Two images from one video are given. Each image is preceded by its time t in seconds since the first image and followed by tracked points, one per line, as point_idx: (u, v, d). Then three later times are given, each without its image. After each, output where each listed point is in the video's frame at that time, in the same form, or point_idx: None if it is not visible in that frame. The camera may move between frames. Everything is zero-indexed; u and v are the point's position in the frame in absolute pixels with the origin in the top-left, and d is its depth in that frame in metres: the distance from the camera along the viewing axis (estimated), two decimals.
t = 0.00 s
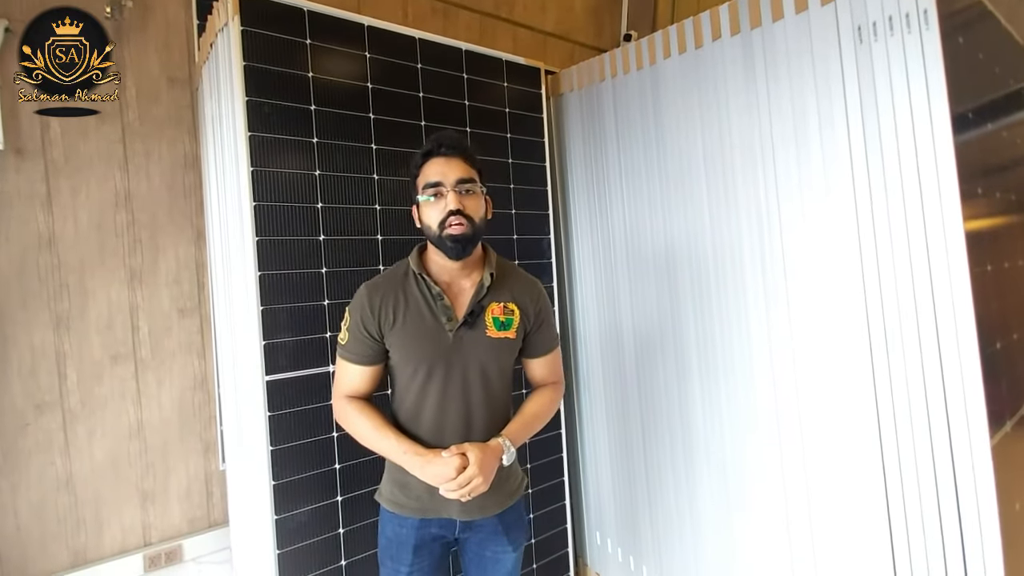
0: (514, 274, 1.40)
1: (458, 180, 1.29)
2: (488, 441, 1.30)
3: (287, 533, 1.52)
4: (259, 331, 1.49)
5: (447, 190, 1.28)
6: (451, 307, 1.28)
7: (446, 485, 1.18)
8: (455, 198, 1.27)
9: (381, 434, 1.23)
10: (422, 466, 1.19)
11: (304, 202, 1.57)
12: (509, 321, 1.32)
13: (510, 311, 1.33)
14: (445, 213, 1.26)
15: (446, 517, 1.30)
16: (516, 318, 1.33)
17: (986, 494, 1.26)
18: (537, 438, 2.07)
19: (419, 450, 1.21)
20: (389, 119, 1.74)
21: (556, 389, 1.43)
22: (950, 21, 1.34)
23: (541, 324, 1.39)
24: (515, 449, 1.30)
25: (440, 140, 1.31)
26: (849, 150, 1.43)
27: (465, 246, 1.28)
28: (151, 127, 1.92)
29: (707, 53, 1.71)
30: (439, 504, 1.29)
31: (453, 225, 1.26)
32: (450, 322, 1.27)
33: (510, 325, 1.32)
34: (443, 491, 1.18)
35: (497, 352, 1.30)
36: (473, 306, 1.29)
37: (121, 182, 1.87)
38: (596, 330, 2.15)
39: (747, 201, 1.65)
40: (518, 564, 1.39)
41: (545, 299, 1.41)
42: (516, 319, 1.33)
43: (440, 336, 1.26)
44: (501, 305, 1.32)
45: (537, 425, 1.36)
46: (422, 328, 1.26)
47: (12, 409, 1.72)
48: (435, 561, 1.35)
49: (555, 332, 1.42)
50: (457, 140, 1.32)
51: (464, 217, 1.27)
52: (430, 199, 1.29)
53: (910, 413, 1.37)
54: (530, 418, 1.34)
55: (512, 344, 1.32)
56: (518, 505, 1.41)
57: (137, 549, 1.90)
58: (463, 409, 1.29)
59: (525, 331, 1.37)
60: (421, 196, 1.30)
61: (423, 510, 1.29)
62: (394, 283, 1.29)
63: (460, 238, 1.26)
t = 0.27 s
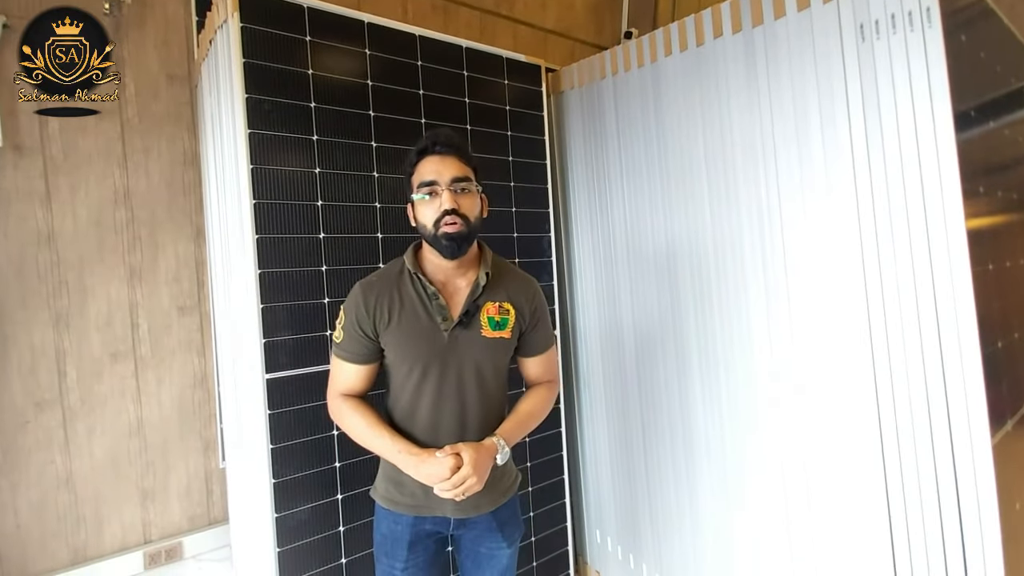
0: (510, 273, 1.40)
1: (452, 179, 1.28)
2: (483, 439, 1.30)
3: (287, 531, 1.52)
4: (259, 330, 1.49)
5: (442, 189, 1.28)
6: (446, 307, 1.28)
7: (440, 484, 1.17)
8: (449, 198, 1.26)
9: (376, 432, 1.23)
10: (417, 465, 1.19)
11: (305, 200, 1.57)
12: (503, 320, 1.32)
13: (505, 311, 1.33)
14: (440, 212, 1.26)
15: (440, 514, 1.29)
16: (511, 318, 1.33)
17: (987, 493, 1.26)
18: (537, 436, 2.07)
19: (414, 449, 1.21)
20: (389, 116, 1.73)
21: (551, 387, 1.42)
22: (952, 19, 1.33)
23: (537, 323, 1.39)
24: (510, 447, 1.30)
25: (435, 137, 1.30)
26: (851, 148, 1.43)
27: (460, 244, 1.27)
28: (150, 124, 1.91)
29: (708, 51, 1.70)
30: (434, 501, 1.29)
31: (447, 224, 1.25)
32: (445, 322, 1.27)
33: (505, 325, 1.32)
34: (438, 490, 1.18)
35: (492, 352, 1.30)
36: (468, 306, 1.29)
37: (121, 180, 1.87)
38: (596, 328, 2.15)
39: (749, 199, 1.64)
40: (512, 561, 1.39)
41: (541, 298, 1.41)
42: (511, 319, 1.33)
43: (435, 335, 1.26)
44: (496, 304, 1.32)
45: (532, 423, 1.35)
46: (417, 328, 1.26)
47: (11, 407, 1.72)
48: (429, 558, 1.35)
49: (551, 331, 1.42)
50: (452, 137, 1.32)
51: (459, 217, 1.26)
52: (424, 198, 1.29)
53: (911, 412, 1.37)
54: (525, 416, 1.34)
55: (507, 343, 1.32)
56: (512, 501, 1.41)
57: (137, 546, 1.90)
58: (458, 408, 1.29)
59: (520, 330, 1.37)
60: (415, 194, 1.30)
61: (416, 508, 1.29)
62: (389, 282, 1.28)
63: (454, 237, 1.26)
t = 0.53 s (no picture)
0: (504, 274, 1.39)
1: (446, 179, 1.27)
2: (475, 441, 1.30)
3: (287, 530, 1.52)
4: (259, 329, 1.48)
5: (435, 189, 1.27)
6: (438, 308, 1.27)
7: (432, 485, 1.17)
8: (443, 198, 1.26)
9: (368, 433, 1.23)
10: (408, 466, 1.19)
11: (305, 198, 1.56)
12: (497, 321, 1.31)
13: (499, 311, 1.32)
14: (434, 212, 1.25)
15: (432, 515, 1.29)
16: (505, 318, 1.32)
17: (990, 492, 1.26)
18: (537, 435, 2.07)
19: (405, 450, 1.21)
20: (389, 114, 1.72)
21: (545, 388, 1.42)
22: (956, 17, 1.32)
23: (531, 324, 1.38)
24: (502, 449, 1.30)
25: (429, 137, 1.29)
26: (854, 146, 1.42)
27: (453, 246, 1.26)
28: (150, 122, 1.91)
29: (710, 49, 1.70)
30: (425, 502, 1.29)
31: (440, 226, 1.25)
32: (438, 322, 1.26)
33: (499, 326, 1.31)
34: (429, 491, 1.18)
35: (485, 353, 1.29)
36: (461, 307, 1.28)
37: (120, 179, 1.86)
38: (596, 326, 2.15)
39: (751, 197, 1.64)
40: (508, 561, 1.39)
41: (536, 299, 1.40)
42: (505, 320, 1.32)
43: (428, 336, 1.25)
44: (490, 305, 1.31)
45: (524, 424, 1.35)
46: (409, 328, 1.25)
47: (11, 406, 1.71)
48: (424, 557, 1.35)
49: (545, 332, 1.41)
50: (446, 137, 1.30)
51: (452, 218, 1.25)
52: (418, 197, 1.28)
53: (914, 411, 1.36)
54: (518, 417, 1.34)
55: (500, 344, 1.32)
56: (505, 499, 1.41)
57: (138, 545, 1.90)
58: (451, 410, 1.28)
59: (514, 331, 1.36)
60: (408, 194, 1.29)
61: (408, 509, 1.29)
62: (381, 282, 1.27)
63: (447, 239, 1.25)
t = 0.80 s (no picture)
0: (501, 275, 1.39)
1: (443, 182, 1.27)
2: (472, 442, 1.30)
3: (288, 531, 1.52)
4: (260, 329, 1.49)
5: (432, 192, 1.26)
6: (435, 309, 1.27)
7: (427, 487, 1.18)
8: (440, 201, 1.25)
9: (365, 435, 1.23)
10: (404, 467, 1.20)
11: (307, 199, 1.57)
12: (494, 323, 1.31)
13: (496, 313, 1.32)
14: (430, 215, 1.25)
15: (427, 518, 1.30)
16: (501, 319, 1.33)
17: (990, 494, 1.26)
18: (537, 436, 2.07)
19: (401, 451, 1.22)
20: (390, 115, 1.72)
21: (541, 392, 1.42)
22: (957, 18, 1.33)
23: (527, 326, 1.38)
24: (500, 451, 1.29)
25: (426, 139, 1.29)
26: (855, 147, 1.42)
27: (450, 248, 1.27)
28: (151, 123, 1.91)
29: (711, 50, 1.70)
30: (420, 505, 1.29)
31: (436, 228, 1.25)
32: (435, 324, 1.26)
33: (495, 327, 1.32)
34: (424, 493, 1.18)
35: (481, 354, 1.30)
36: (457, 308, 1.28)
37: (122, 179, 1.86)
38: (597, 327, 2.15)
39: (752, 198, 1.64)
40: (506, 564, 1.39)
41: (532, 301, 1.41)
42: (501, 321, 1.33)
43: (424, 337, 1.25)
44: (487, 306, 1.31)
45: (521, 427, 1.35)
46: (405, 330, 1.25)
47: (13, 406, 1.72)
48: (421, 560, 1.35)
49: (542, 334, 1.41)
50: (442, 139, 1.30)
51: (449, 221, 1.25)
52: (414, 199, 1.28)
53: (915, 411, 1.37)
54: (514, 421, 1.34)
55: (497, 346, 1.32)
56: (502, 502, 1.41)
57: (139, 545, 1.91)
58: (447, 411, 1.29)
59: (510, 332, 1.36)
60: (405, 196, 1.29)
61: (403, 512, 1.29)
62: (378, 283, 1.28)
63: (444, 241, 1.25)
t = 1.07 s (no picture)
0: (501, 275, 1.39)
1: (442, 182, 1.27)
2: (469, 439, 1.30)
3: (291, 531, 1.52)
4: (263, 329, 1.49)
5: (431, 193, 1.26)
6: (435, 308, 1.27)
7: (455, 450, 1.17)
8: (439, 202, 1.25)
9: (364, 434, 1.23)
10: (403, 465, 1.20)
11: (310, 199, 1.57)
12: (493, 322, 1.31)
13: (495, 312, 1.32)
14: (430, 216, 1.25)
15: (425, 519, 1.29)
16: (501, 319, 1.32)
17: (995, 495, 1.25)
18: (539, 436, 2.07)
19: (401, 450, 1.22)
20: (393, 115, 1.73)
21: (542, 392, 1.42)
22: (961, 18, 1.32)
23: (527, 326, 1.38)
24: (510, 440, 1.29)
25: (424, 140, 1.29)
26: (859, 146, 1.42)
27: (450, 249, 1.26)
28: (154, 123, 1.91)
29: (714, 49, 1.70)
30: (418, 506, 1.29)
31: (436, 230, 1.25)
32: (434, 323, 1.26)
33: (495, 327, 1.31)
34: (448, 462, 1.17)
35: (481, 354, 1.29)
36: (457, 308, 1.28)
37: (125, 179, 1.87)
38: (600, 328, 2.15)
39: (755, 198, 1.64)
40: (506, 566, 1.39)
41: (532, 301, 1.40)
42: (501, 321, 1.32)
43: (424, 336, 1.25)
44: (486, 306, 1.31)
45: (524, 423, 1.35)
46: (405, 328, 1.25)
47: (15, 406, 1.72)
48: (421, 561, 1.35)
49: (541, 335, 1.41)
50: (441, 140, 1.30)
51: (449, 222, 1.25)
52: (414, 200, 1.28)
53: (919, 412, 1.36)
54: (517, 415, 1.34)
55: (496, 345, 1.32)
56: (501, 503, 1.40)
57: (141, 545, 1.91)
58: (447, 410, 1.28)
59: (510, 332, 1.36)
60: (404, 197, 1.29)
61: (400, 513, 1.28)
62: (378, 282, 1.28)
63: (444, 242, 1.25)
